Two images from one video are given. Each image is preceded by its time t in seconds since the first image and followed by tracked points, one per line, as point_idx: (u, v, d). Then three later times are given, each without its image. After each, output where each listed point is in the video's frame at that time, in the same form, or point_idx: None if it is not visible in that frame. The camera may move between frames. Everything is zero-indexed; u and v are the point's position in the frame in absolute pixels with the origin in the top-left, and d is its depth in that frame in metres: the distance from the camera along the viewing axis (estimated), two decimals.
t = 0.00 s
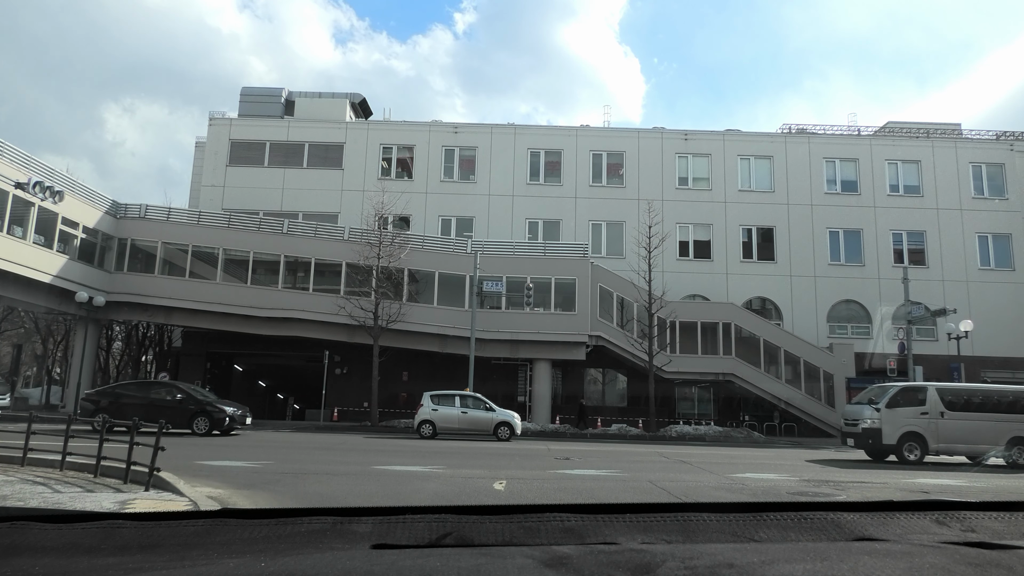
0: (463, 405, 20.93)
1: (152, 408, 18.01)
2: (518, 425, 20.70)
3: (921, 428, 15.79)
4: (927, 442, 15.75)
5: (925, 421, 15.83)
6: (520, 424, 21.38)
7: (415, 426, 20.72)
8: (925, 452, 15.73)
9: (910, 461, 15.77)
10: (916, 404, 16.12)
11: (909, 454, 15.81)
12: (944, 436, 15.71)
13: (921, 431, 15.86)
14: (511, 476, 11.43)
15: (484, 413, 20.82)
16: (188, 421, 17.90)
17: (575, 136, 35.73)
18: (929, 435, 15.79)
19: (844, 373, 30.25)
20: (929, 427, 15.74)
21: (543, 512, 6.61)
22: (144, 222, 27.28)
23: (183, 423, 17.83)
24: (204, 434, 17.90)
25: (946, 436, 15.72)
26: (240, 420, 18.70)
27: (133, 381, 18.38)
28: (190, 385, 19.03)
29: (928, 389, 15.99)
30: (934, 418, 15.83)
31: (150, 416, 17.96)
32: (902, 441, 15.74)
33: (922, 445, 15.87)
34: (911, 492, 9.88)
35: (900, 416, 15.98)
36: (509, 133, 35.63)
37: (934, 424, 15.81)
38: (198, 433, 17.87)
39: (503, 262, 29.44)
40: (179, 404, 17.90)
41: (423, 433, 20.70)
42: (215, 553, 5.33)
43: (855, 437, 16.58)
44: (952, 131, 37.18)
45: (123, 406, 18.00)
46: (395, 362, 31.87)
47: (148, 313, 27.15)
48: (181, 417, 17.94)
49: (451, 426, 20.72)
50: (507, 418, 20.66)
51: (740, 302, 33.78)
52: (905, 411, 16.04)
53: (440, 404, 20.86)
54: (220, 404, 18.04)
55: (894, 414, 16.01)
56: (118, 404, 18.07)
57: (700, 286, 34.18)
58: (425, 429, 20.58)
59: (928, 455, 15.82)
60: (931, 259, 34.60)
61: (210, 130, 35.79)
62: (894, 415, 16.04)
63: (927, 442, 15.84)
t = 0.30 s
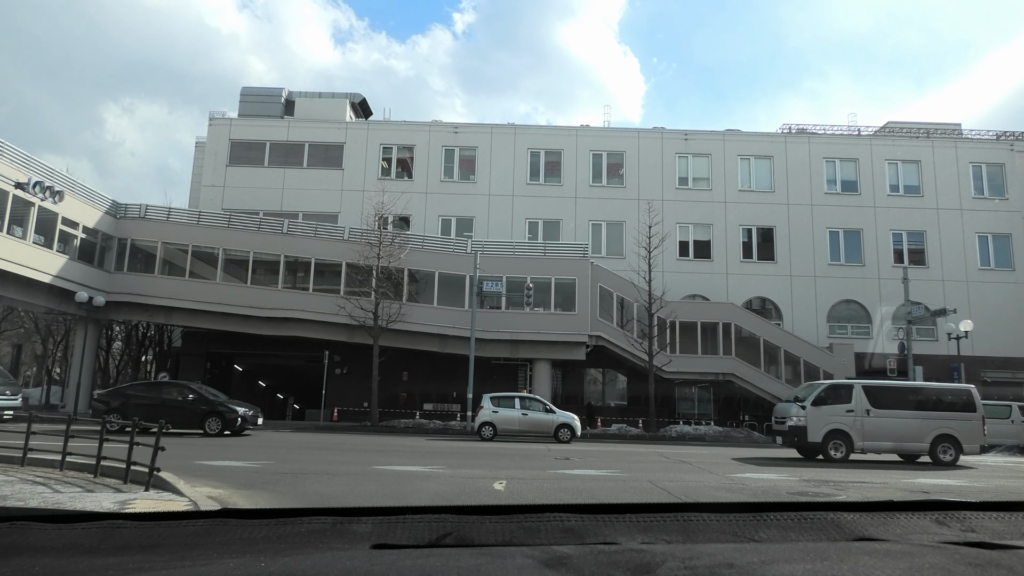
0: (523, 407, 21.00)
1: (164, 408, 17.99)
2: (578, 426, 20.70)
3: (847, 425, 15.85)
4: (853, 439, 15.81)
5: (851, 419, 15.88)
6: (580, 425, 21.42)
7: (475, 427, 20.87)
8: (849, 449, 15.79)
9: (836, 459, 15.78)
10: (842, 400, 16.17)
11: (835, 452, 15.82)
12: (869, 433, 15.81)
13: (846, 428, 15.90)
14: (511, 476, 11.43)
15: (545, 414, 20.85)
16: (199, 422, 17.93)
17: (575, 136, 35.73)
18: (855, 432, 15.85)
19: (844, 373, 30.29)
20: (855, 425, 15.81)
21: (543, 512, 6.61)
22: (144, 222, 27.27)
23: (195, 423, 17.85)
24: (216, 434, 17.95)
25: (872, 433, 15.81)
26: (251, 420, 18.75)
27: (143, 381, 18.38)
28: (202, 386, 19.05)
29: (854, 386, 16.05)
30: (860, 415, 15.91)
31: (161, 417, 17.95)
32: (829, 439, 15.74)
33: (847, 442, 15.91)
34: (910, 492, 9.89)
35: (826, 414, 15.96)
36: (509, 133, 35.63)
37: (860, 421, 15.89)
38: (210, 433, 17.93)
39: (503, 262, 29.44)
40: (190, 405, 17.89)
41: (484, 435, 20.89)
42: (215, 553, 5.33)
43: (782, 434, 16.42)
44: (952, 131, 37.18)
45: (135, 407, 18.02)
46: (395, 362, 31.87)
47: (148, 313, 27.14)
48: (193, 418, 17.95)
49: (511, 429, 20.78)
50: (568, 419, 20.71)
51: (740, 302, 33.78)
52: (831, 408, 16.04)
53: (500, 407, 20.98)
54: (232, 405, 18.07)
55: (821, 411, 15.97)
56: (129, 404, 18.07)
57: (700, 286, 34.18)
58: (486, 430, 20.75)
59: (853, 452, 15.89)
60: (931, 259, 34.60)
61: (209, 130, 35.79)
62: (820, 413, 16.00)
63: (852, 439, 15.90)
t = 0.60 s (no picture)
0: (586, 409, 20.90)
1: (176, 408, 17.99)
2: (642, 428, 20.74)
3: (767, 423, 15.85)
4: (772, 438, 15.80)
5: (770, 416, 15.85)
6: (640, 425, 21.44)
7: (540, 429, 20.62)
8: (769, 447, 15.77)
9: (755, 456, 15.79)
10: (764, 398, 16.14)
11: (755, 449, 15.85)
12: (789, 431, 15.80)
13: (766, 425, 15.90)
14: (511, 476, 11.43)
15: (609, 415, 20.75)
16: (213, 423, 17.97)
17: (575, 136, 35.73)
18: (775, 430, 15.83)
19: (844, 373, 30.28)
20: (775, 423, 15.80)
21: (543, 512, 6.61)
22: (144, 222, 27.28)
23: (208, 424, 17.88)
24: (229, 434, 18.02)
25: (791, 431, 15.79)
26: (263, 420, 18.77)
27: (153, 382, 18.30)
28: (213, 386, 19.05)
29: (775, 384, 15.98)
30: (780, 413, 15.88)
31: (174, 417, 17.96)
32: (748, 437, 15.77)
33: (768, 439, 15.91)
34: (910, 492, 9.90)
35: (745, 412, 15.97)
36: (509, 133, 35.63)
37: (780, 419, 15.87)
38: (223, 434, 17.99)
39: (503, 262, 29.43)
40: (203, 405, 17.91)
41: (548, 437, 20.70)
42: (215, 553, 5.33)
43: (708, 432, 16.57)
44: (952, 131, 37.19)
45: (147, 407, 17.99)
46: (395, 362, 31.87)
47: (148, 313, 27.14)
48: (206, 418, 17.99)
49: (576, 431, 20.59)
50: (632, 422, 20.73)
51: (740, 302, 33.79)
52: (752, 406, 16.03)
53: (563, 409, 20.82)
54: (245, 406, 18.12)
55: (742, 410, 15.97)
56: (141, 404, 18.03)
57: (699, 286, 34.19)
58: (551, 432, 20.55)
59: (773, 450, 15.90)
60: (931, 259, 34.60)
61: (209, 130, 35.80)
62: (741, 410, 16.01)
63: (772, 436, 15.91)
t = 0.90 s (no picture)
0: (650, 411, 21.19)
1: (189, 409, 17.98)
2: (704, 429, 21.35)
3: (682, 420, 15.68)
4: (686, 435, 15.64)
5: (685, 414, 15.68)
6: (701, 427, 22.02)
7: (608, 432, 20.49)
8: (684, 445, 15.61)
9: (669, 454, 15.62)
10: (680, 395, 15.98)
11: (669, 447, 15.69)
12: (704, 428, 15.65)
13: (680, 423, 15.75)
14: (510, 476, 11.42)
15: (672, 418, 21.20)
16: (226, 423, 17.94)
17: (575, 136, 35.73)
18: (690, 428, 15.68)
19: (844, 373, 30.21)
20: (689, 420, 15.63)
21: (543, 513, 6.61)
22: (144, 222, 27.28)
23: (221, 425, 17.87)
24: (242, 435, 18.00)
25: (705, 428, 15.64)
26: (276, 420, 18.74)
27: (166, 383, 18.36)
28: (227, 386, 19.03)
29: (690, 381, 15.85)
30: (695, 410, 15.73)
31: (186, 417, 17.95)
32: (663, 434, 15.59)
33: (682, 437, 15.77)
34: (910, 492, 9.90)
35: (661, 409, 15.79)
36: (509, 133, 35.63)
37: (695, 417, 15.71)
38: (235, 434, 18.01)
39: (503, 262, 29.43)
40: (216, 406, 17.88)
41: (613, 440, 20.18)
42: (215, 553, 5.33)
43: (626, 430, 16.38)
44: (952, 131, 37.20)
45: (161, 408, 18.02)
46: (395, 362, 31.87)
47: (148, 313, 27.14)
48: (220, 418, 17.95)
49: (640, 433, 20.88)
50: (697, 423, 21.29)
51: (740, 302, 33.79)
52: (666, 403, 15.88)
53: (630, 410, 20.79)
54: (258, 406, 18.11)
55: (657, 406, 15.77)
56: (155, 405, 18.06)
57: (699, 286, 34.19)
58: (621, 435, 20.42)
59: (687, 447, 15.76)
60: (931, 259, 34.59)
61: (209, 130, 35.79)
62: (656, 407, 15.84)
63: (687, 434, 15.75)
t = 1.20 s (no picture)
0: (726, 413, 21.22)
1: (202, 409, 17.98)
2: (781, 432, 21.04)
3: (589, 419, 15.73)
4: (593, 433, 15.69)
5: (593, 412, 15.73)
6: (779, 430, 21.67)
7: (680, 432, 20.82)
8: (591, 442, 15.65)
9: (575, 453, 15.69)
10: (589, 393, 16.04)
11: (577, 445, 15.75)
12: (611, 426, 15.69)
13: (587, 421, 15.82)
14: (511, 476, 11.42)
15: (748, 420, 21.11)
16: (239, 424, 17.98)
17: (575, 136, 35.73)
18: (596, 426, 15.74)
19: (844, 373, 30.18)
20: (596, 418, 15.70)
21: (543, 513, 6.61)
22: (144, 222, 27.28)
23: (234, 425, 17.91)
24: (255, 435, 18.06)
25: (612, 427, 15.69)
26: (289, 420, 18.76)
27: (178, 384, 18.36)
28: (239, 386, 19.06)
29: (598, 379, 15.94)
30: (602, 409, 15.79)
31: (200, 417, 17.95)
32: (570, 432, 15.66)
33: (590, 436, 15.83)
34: (911, 492, 9.90)
35: (569, 407, 15.86)
36: (509, 133, 35.63)
37: (602, 414, 15.78)
38: (249, 434, 18.05)
39: (503, 262, 29.43)
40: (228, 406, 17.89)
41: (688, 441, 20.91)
42: (215, 553, 5.33)
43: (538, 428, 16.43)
44: (952, 131, 37.19)
45: (174, 409, 18.00)
46: (395, 362, 31.88)
47: (148, 313, 27.14)
48: (233, 419, 17.99)
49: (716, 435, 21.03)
50: (772, 426, 21.06)
51: (740, 302, 33.78)
52: (575, 401, 15.95)
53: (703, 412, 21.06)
54: (271, 407, 18.17)
55: (564, 405, 15.84)
56: (168, 405, 18.04)
57: (699, 286, 34.18)
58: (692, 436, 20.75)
59: (595, 446, 15.82)
60: (931, 259, 34.59)
61: (209, 130, 35.80)
62: (563, 406, 15.90)
63: (594, 432, 15.81)
